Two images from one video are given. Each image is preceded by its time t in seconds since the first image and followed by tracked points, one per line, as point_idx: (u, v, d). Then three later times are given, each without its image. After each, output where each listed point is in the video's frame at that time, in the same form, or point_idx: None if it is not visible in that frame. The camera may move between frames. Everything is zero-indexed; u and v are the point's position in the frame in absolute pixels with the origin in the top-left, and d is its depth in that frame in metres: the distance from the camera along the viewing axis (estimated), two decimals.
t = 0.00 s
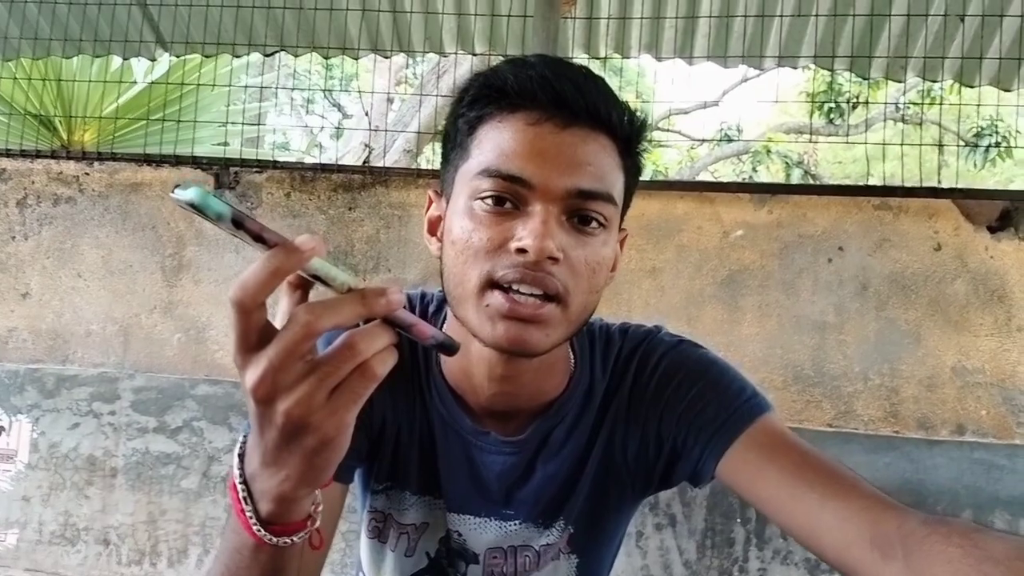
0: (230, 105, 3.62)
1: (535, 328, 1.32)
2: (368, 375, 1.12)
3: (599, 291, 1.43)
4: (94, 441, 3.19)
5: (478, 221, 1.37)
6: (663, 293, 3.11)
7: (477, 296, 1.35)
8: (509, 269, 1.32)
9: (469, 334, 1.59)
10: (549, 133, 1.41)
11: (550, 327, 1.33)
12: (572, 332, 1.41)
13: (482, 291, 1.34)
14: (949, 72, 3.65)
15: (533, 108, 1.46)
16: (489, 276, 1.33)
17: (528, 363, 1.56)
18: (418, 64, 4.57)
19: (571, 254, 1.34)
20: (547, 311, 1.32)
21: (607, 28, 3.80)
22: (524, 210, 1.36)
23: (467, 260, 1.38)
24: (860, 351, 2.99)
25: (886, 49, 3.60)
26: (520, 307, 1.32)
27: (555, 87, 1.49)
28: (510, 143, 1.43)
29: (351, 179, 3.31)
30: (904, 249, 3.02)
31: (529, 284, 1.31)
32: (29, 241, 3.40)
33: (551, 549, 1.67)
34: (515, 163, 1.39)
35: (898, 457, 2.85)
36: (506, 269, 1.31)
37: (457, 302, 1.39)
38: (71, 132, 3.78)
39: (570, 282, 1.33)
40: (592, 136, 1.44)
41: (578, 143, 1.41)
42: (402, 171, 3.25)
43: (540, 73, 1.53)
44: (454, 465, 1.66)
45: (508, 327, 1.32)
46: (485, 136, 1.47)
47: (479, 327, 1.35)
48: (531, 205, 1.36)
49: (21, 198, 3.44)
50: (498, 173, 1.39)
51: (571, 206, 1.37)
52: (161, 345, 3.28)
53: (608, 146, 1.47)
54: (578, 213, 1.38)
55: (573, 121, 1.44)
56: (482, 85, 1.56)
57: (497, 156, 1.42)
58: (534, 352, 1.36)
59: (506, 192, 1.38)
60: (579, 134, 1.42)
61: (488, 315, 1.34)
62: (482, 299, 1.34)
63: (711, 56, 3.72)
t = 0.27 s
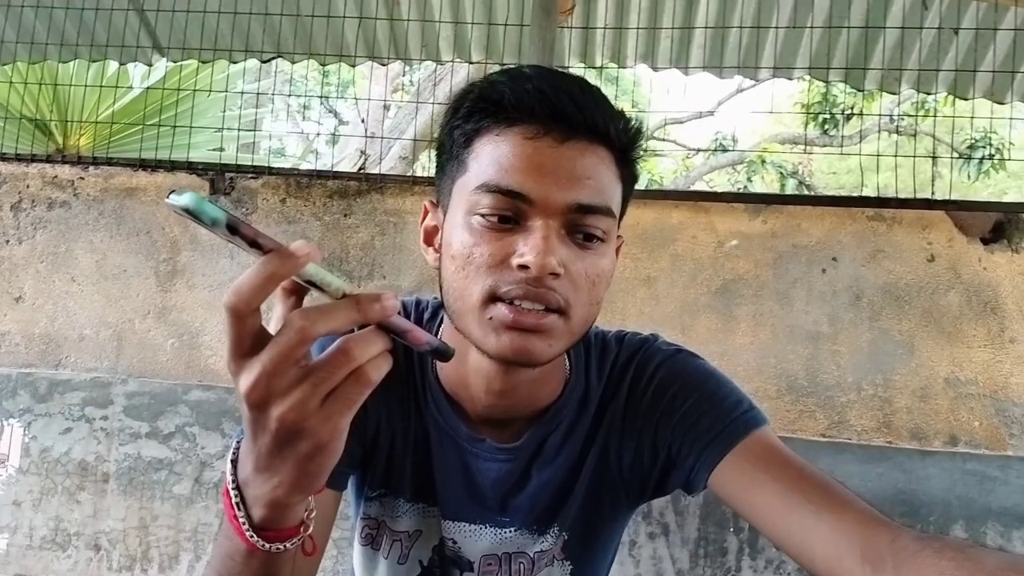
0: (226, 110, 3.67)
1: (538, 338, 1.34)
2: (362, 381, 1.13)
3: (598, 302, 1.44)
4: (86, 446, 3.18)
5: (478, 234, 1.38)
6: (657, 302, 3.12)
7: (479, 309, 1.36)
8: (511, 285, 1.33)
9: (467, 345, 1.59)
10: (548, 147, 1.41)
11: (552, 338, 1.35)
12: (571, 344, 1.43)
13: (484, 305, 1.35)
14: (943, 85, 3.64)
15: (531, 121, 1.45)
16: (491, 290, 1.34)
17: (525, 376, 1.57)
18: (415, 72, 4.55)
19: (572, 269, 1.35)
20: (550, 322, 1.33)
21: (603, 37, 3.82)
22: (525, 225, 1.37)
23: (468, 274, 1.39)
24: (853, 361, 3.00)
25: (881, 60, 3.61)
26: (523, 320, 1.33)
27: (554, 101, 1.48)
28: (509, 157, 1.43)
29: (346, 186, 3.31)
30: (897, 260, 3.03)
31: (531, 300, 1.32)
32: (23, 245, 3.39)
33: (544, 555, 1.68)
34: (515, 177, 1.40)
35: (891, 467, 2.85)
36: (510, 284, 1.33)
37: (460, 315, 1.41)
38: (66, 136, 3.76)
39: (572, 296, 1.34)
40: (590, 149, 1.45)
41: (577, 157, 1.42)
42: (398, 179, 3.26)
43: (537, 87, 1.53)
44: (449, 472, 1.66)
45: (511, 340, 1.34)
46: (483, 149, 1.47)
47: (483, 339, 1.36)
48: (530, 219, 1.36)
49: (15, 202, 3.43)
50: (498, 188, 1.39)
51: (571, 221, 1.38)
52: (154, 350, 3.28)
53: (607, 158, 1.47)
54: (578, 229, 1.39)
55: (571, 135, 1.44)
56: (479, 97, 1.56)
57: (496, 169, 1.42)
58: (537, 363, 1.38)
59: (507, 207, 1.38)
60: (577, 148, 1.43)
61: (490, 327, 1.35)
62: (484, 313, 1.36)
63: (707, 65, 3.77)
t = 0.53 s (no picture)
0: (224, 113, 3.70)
1: (547, 343, 1.35)
2: (366, 382, 1.13)
3: (605, 308, 1.46)
4: (84, 449, 3.18)
5: (490, 239, 1.39)
6: (656, 305, 3.12)
7: (490, 314, 1.38)
8: (522, 292, 1.35)
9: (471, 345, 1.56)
10: (563, 154, 1.43)
11: (562, 344, 1.36)
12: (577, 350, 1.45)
13: (495, 309, 1.36)
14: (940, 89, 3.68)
15: (548, 126, 1.47)
16: (502, 295, 1.36)
17: (530, 380, 1.57)
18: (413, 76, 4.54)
19: (584, 276, 1.37)
20: (559, 328, 1.35)
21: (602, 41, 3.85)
22: (537, 231, 1.38)
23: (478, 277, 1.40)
24: (852, 365, 3.00)
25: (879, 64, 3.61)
26: (533, 324, 1.34)
27: (570, 106, 1.49)
28: (523, 162, 1.44)
29: (346, 188, 3.31)
30: (895, 263, 3.04)
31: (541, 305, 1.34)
32: (21, 247, 3.38)
33: (545, 556, 1.68)
34: (529, 183, 1.41)
35: (890, 470, 2.85)
36: (522, 291, 1.34)
37: (469, 319, 1.42)
38: (64, 138, 3.74)
39: (582, 303, 1.36)
40: (604, 156, 1.46)
41: (591, 164, 1.43)
42: (397, 181, 3.26)
43: (553, 91, 1.54)
44: (451, 473, 1.66)
45: (521, 344, 1.35)
46: (496, 153, 1.48)
47: (493, 342, 1.38)
48: (543, 226, 1.38)
49: (13, 204, 3.42)
50: (512, 194, 1.41)
51: (584, 229, 1.39)
52: (152, 352, 3.27)
53: (619, 165, 1.48)
54: (589, 237, 1.40)
55: (587, 142, 1.46)
56: (493, 98, 1.57)
57: (510, 174, 1.44)
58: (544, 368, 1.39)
59: (521, 212, 1.39)
60: (592, 155, 1.44)
61: (501, 332, 1.37)
62: (495, 317, 1.37)
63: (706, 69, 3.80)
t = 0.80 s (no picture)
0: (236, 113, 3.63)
1: (581, 344, 1.34)
2: (413, 375, 1.14)
3: (638, 308, 1.45)
4: (99, 446, 3.18)
5: (524, 239, 1.39)
6: (673, 303, 3.11)
7: (524, 314, 1.37)
8: (557, 294, 1.34)
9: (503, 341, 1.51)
10: (598, 155, 1.42)
11: (595, 345, 1.35)
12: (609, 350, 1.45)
13: (529, 310, 1.36)
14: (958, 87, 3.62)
15: (583, 126, 1.46)
16: (535, 296, 1.35)
17: (561, 379, 1.57)
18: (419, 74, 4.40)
19: (618, 278, 1.37)
20: (593, 330, 1.34)
21: (616, 38, 3.86)
22: (571, 233, 1.37)
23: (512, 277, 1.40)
24: (869, 364, 2.99)
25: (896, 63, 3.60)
26: (567, 325, 1.33)
27: (607, 107, 1.49)
28: (557, 162, 1.43)
29: (361, 186, 3.31)
30: (912, 262, 3.03)
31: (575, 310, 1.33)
32: (36, 244, 3.39)
33: (573, 552, 1.68)
34: (563, 184, 1.40)
35: (907, 470, 2.84)
36: (557, 292, 1.34)
37: (501, 318, 1.42)
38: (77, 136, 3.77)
39: (615, 305, 1.36)
40: (640, 157, 1.46)
41: (627, 165, 1.42)
42: (413, 179, 3.26)
43: (590, 91, 1.54)
44: (479, 470, 1.66)
45: (555, 344, 1.34)
46: (529, 153, 1.48)
47: (526, 343, 1.37)
48: (578, 228, 1.37)
49: (29, 201, 3.43)
50: (546, 194, 1.40)
51: (619, 230, 1.38)
52: (168, 350, 3.27)
53: (654, 166, 1.48)
54: (623, 239, 1.39)
55: (622, 143, 1.45)
56: (527, 97, 1.57)
57: (544, 173, 1.43)
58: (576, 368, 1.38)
59: (555, 213, 1.38)
60: (628, 156, 1.44)
61: (535, 332, 1.36)
62: (529, 318, 1.36)
63: (721, 68, 3.77)
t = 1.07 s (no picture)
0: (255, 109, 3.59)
1: (620, 341, 1.32)
2: (462, 367, 1.13)
3: (677, 306, 1.43)
4: (128, 438, 3.21)
5: (564, 234, 1.38)
6: (701, 299, 3.10)
7: (563, 310, 1.36)
8: (597, 291, 1.33)
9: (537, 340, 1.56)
10: (640, 151, 1.40)
11: (635, 343, 1.34)
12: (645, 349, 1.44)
13: (568, 307, 1.34)
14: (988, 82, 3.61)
15: (626, 121, 1.44)
16: (575, 293, 1.34)
17: (596, 376, 1.57)
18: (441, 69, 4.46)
19: (659, 276, 1.35)
20: (633, 327, 1.32)
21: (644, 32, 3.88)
22: (612, 230, 1.36)
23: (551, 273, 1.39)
24: (899, 361, 2.97)
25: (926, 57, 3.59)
26: (606, 322, 1.32)
27: (651, 102, 1.48)
28: (598, 157, 1.42)
29: (387, 180, 3.32)
30: (944, 259, 3.00)
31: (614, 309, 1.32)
32: (66, 237, 3.42)
33: (608, 548, 1.66)
34: (604, 180, 1.39)
35: (937, 467, 2.86)
36: (596, 291, 1.33)
37: (538, 315, 1.40)
38: (103, 130, 3.79)
39: (655, 302, 1.34)
40: (682, 154, 1.44)
41: (669, 162, 1.41)
42: (439, 173, 3.26)
43: (633, 86, 1.52)
44: (515, 464, 1.66)
45: (594, 340, 1.33)
46: (570, 147, 1.47)
47: (564, 339, 1.36)
48: (619, 225, 1.36)
49: (59, 194, 3.45)
50: (587, 190, 1.40)
51: (660, 227, 1.37)
52: (196, 342, 3.29)
53: (697, 162, 1.46)
54: (664, 236, 1.38)
55: (665, 139, 1.43)
56: (569, 91, 1.56)
57: (584, 169, 1.43)
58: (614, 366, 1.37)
59: (595, 210, 1.38)
60: (670, 152, 1.42)
61: (575, 329, 1.35)
62: (568, 315, 1.35)
63: (750, 62, 3.76)
